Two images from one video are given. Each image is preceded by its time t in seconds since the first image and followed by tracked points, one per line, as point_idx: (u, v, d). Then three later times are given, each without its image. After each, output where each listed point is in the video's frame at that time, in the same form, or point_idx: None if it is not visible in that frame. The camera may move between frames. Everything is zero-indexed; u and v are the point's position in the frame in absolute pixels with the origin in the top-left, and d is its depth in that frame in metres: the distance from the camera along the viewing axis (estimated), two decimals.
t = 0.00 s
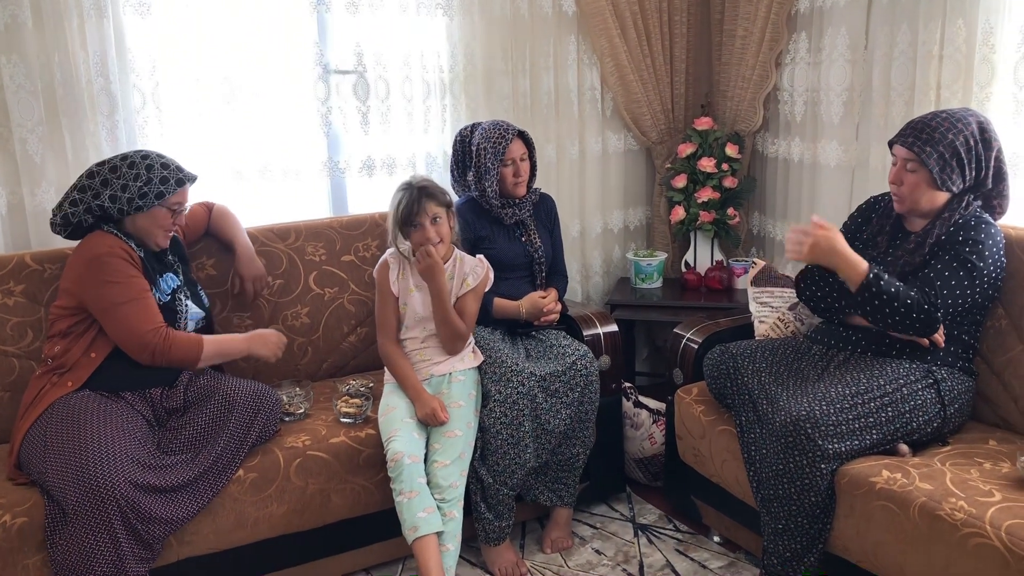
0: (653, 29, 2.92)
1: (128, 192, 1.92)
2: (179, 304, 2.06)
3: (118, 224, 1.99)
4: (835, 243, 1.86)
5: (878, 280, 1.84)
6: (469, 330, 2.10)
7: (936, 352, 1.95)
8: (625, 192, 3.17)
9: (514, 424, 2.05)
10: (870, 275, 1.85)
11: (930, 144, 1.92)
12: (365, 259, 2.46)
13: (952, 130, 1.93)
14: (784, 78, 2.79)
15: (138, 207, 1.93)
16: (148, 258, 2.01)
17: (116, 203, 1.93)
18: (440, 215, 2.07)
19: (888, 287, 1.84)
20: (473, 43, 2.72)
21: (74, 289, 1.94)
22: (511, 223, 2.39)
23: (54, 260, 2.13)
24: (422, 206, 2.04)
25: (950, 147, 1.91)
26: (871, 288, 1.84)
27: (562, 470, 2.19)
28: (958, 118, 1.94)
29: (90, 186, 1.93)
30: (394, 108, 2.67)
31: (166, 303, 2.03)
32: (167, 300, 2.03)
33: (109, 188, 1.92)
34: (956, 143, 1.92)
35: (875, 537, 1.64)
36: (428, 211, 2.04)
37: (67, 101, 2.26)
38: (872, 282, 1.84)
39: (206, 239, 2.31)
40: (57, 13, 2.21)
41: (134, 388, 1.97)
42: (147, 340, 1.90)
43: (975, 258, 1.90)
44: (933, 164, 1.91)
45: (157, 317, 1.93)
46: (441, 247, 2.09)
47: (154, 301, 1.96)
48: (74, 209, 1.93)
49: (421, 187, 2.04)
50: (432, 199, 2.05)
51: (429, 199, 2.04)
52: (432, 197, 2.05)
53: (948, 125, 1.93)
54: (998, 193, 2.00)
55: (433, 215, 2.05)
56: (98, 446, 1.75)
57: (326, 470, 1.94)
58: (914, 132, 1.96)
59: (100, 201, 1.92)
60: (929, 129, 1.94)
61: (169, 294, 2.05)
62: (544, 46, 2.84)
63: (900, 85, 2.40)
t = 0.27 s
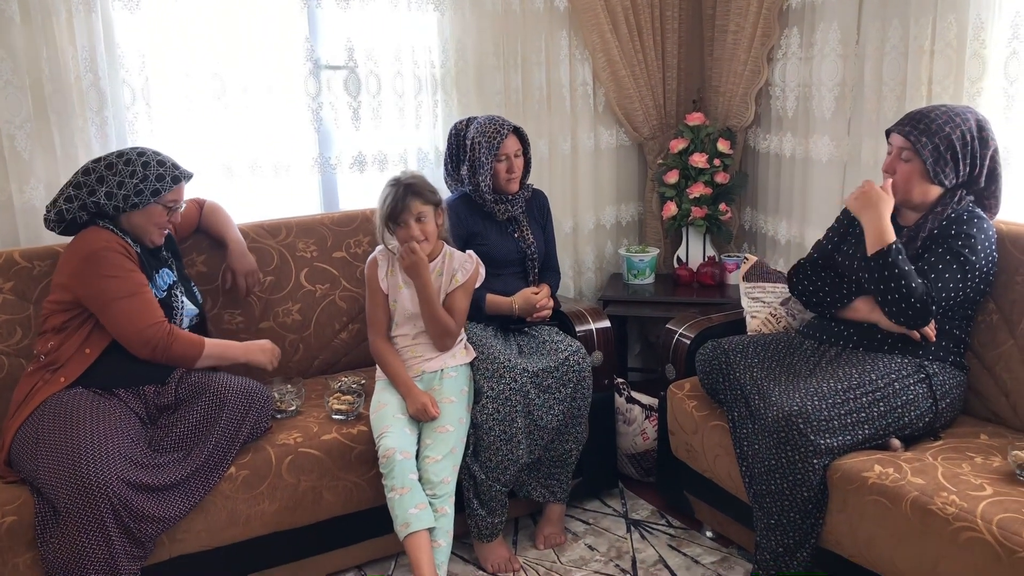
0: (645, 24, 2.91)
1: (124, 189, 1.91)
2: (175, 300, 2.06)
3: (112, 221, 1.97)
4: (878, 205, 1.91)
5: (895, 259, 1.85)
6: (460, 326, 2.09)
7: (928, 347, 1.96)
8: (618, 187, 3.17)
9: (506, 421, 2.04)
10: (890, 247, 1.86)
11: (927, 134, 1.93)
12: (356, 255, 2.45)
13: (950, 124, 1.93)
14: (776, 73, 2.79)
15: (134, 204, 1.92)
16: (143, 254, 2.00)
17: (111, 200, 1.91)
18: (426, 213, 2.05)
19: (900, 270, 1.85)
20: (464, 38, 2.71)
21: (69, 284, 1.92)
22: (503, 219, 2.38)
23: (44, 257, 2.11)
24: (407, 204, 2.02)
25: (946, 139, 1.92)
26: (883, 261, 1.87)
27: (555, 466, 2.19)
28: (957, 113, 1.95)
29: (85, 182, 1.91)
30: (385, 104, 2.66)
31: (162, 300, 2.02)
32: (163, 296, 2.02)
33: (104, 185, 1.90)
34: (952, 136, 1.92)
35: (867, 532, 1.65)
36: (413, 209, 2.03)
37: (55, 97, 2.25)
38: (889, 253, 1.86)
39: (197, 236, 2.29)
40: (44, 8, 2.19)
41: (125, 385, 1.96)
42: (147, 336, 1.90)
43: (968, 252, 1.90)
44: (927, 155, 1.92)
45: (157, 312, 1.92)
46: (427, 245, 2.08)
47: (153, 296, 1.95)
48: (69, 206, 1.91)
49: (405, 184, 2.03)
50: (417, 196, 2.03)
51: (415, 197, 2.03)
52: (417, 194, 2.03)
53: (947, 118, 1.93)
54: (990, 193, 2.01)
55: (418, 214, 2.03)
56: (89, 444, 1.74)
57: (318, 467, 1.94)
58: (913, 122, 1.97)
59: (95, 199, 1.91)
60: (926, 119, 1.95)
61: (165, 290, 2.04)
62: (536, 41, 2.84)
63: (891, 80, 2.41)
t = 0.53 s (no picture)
0: (639, 20, 2.91)
1: (120, 182, 1.91)
2: (170, 294, 2.05)
3: (109, 216, 1.96)
4: (891, 198, 1.92)
5: (898, 250, 1.86)
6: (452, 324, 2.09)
7: (921, 342, 1.96)
8: (612, 183, 3.17)
9: (500, 417, 2.04)
10: (895, 239, 1.87)
11: (924, 127, 1.93)
12: (350, 251, 2.45)
13: (947, 119, 1.93)
14: (770, 69, 2.79)
15: (130, 198, 1.92)
16: (138, 249, 1.99)
17: (107, 194, 1.91)
18: (408, 213, 2.03)
19: (900, 262, 1.86)
20: (458, 33, 2.70)
21: (63, 279, 1.91)
22: (497, 214, 2.37)
23: (37, 253, 2.10)
24: (388, 205, 2.01)
25: (943, 134, 1.92)
26: (886, 251, 1.88)
27: (549, 462, 2.19)
28: (954, 109, 1.95)
29: (81, 175, 1.91)
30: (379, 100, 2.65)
31: (156, 295, 2.01)
32: (157, 292, 2.02)
33: (100, 178, 1.90)
34: (949, 131, 1.92)
35: (861, 527, 1.65)
36: (393, 211, 2.02)
37: (47, 93, 2.23)
38: (893, 245, 1.87)
39: (190, 232, 2.28)
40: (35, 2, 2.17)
41: (119, 382, 1.95)
42: (138, 332, 1.90)
43: (961, 246, 1.91)
44: (923, 148, 1.93)
45: (150, 309, 1.92)
46: (411, 245, 2.06)
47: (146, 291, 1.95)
48: (64, 198, 1.90)
49: (386, 185, 2.01)
50: (398, 198, 2.01)
51: (396, 198, 2.01)
52: (397, 195, 2.01)
53: (944, 113, 1.94)
54: (984, 190, 2.01)
55: (399, 215, 2.02)
56: (82, 441, 1.73)
57: (312, 464, 1.93)
58: (910, 114, 1.97)
59: (91, 192, 1.90)
60: (924, 112, 1.95)
61: (159, 285, 2.03)
62: (530, 37, 2.83)
63: (885, 76, 2.41)
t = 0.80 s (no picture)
0: (635, 16, 2.90)
1: (112, 180, 1.90)
2: (164, 292, 2.04)
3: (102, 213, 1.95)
4: (885, 193, 1.93)
5: (891, 245, 1.88)
6: (442, 325, 2.06)
7: (917, 339, 1.96)
8: (608, 179, 3.17)
9: (496, 413, 2.04)
10: (889, 234, 1.89)
11: (919, 124, 1.93)
12: (346, 248, 2.44)
13: (942, 115, 1.93)
14: (765, 65, 2.79)
15: (122, 195, 1.91)
16: (133, 245, 1.98)
17: (99, 191, 1.89)
18: (377, 224, 1.94)
19: (893, 257, 1.87)
20: (454, 29, 2.69)
21: (57, 276, 1.90)
22: (493, 211, 2.37)
23: (31, 250, 2.09)
24: (356, 217, 1.94)
25: (937, 130, 1.92)
26: (879, 247, 1.90)
27: (546, 459, 2.19)
28: (949, 105, 1.95)
29: (73, 172, 1.90)
30: (374, 96, 2.64)
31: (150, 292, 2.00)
32: (152, 288, 2.01)
33: (92, 175, 1.89)
34: (944, 127, 1.92)
35: (857, 523, 1.66)
36: (363, 222, 1.94)
37: (41, 89, 2.22)
38: (887, 239, 1.88)
39: (185, 229, 2.27)
40: None
41: (114, 379, 1.94)
42: (139, 326, 1.89)
43: (955, 242, 1.91)
44: (917, 144, 1.93)
45: (149, 302, 1.92)
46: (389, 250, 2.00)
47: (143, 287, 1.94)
48: (57, 196, 1.89)
49: (354, 196, 1.94)
50: (365, 212, 1.93)
51: (363, 210, 1.93)
52: (362, 209, 1.92)
53: (939, 110, 1.94)
54: (980, 186, 2.01)
55: (367, 226, 1.94)
56: (77, 438, 1.73)
57: (308, 461, 1.93)
58: (905, 111, 1.97)
59: (83, 189, 1.89)
60: (918, 109, 1.95)
61: (154, 282, 2.02)
62: (525, 33, 2.83)
63: (880, 72, 2.41)
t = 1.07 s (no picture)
0: (632, 13, 2.90)
1: (100, 177, 1.88)
2: (164, 290, 2.04)
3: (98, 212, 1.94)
4: (881, 192, 1.93)
5: (886, 244, 1.87)
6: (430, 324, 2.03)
7: (914, 336, 1.97)
8: (605, 177, 3.16)
9: (494, 411, 2.04)
10: (885, 232, 1.89)
11: (914, 121, 1.93)
12: (343, 246, 2.44)
13: (937, 113, 1.93)
14: (762, 63, 2.79)
15: (113, 190, 1.89)
16: (131, 243, 1.99)
17: (90, 191, 1.88)
18: (355, 228, 1.92)
19: (889, 255, 1.86)
20: (451, 27, 2.69)
21: (57, 274, 1.89)
22: (490, 209, 2.37)
23: (28, 248, 2.09)
24: (336, 221, 1.93)
25: (933, 128, 1.92)
26: (875, 245, 1.89)
27: (543, 457, 2.19)
28: (944, 102, 1.95)
29: (61, 179, 1.88)
30: (370, 94, 2.63)
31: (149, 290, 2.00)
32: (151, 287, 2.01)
33: (79, 177, 1.88)
34: (939, 125, 1.92)
35: (854, 520, 1.66)
36: (343, 226, 1.93)
37: (36, 87, 2.21)
38: (882, 238, 1.88)
39: (182, 227, 2.27)
40: None
41: (112, 377, 1.94)
42: (149, 321, 1.90)
43: (951, 240, 1.91)
44: (913, 142, 1.93)
45: (156, 296, 1.92)
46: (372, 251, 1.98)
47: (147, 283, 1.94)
48: (53, 205, 1.89)
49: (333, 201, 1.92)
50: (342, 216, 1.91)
51: (342, 215, 1.92)
52: (340, 214, 1.91)
53: (933, 107, 1.94)
54: (976, 182, 2.01)
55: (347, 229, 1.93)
56: (74, 437, 1.72)
57: (306, 459, 1.93)
58: (900, 109, 1.97)
59: (73, 193, 1.88)
60: (913, 107, 1.95)
61: (154, 280, 2.03)
62: (522, 31, 2.83)
63: (877, 69, 2.41)
